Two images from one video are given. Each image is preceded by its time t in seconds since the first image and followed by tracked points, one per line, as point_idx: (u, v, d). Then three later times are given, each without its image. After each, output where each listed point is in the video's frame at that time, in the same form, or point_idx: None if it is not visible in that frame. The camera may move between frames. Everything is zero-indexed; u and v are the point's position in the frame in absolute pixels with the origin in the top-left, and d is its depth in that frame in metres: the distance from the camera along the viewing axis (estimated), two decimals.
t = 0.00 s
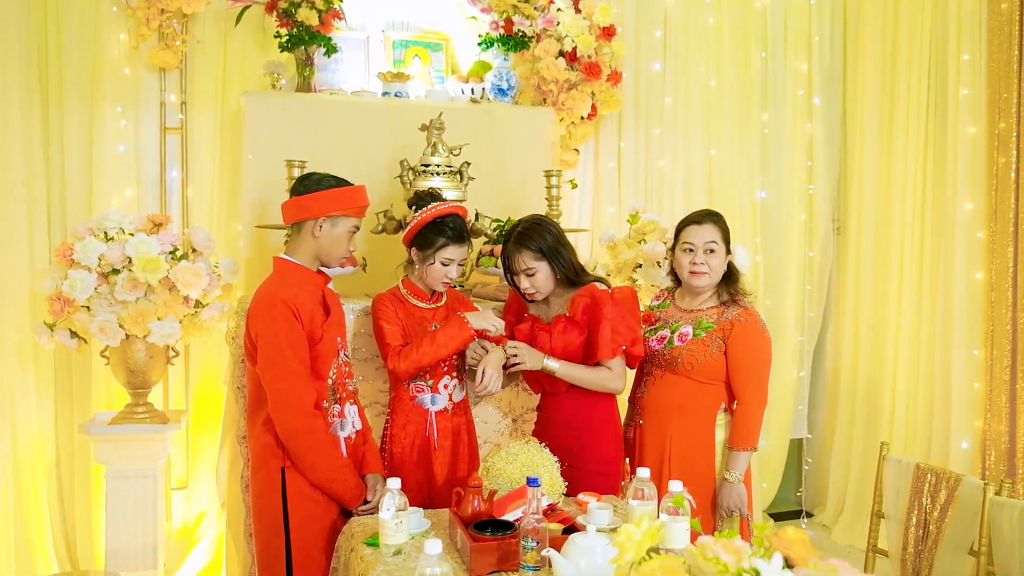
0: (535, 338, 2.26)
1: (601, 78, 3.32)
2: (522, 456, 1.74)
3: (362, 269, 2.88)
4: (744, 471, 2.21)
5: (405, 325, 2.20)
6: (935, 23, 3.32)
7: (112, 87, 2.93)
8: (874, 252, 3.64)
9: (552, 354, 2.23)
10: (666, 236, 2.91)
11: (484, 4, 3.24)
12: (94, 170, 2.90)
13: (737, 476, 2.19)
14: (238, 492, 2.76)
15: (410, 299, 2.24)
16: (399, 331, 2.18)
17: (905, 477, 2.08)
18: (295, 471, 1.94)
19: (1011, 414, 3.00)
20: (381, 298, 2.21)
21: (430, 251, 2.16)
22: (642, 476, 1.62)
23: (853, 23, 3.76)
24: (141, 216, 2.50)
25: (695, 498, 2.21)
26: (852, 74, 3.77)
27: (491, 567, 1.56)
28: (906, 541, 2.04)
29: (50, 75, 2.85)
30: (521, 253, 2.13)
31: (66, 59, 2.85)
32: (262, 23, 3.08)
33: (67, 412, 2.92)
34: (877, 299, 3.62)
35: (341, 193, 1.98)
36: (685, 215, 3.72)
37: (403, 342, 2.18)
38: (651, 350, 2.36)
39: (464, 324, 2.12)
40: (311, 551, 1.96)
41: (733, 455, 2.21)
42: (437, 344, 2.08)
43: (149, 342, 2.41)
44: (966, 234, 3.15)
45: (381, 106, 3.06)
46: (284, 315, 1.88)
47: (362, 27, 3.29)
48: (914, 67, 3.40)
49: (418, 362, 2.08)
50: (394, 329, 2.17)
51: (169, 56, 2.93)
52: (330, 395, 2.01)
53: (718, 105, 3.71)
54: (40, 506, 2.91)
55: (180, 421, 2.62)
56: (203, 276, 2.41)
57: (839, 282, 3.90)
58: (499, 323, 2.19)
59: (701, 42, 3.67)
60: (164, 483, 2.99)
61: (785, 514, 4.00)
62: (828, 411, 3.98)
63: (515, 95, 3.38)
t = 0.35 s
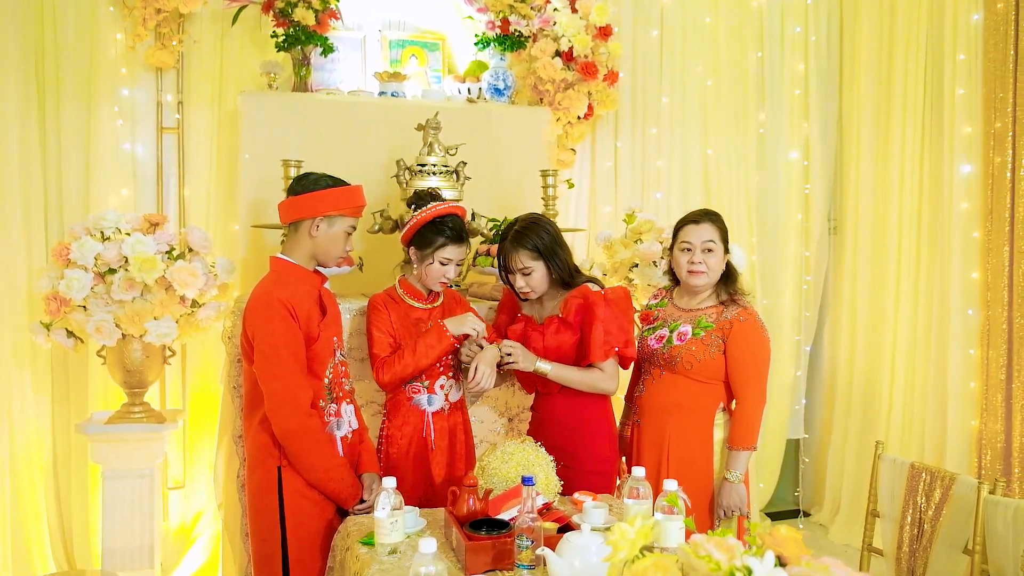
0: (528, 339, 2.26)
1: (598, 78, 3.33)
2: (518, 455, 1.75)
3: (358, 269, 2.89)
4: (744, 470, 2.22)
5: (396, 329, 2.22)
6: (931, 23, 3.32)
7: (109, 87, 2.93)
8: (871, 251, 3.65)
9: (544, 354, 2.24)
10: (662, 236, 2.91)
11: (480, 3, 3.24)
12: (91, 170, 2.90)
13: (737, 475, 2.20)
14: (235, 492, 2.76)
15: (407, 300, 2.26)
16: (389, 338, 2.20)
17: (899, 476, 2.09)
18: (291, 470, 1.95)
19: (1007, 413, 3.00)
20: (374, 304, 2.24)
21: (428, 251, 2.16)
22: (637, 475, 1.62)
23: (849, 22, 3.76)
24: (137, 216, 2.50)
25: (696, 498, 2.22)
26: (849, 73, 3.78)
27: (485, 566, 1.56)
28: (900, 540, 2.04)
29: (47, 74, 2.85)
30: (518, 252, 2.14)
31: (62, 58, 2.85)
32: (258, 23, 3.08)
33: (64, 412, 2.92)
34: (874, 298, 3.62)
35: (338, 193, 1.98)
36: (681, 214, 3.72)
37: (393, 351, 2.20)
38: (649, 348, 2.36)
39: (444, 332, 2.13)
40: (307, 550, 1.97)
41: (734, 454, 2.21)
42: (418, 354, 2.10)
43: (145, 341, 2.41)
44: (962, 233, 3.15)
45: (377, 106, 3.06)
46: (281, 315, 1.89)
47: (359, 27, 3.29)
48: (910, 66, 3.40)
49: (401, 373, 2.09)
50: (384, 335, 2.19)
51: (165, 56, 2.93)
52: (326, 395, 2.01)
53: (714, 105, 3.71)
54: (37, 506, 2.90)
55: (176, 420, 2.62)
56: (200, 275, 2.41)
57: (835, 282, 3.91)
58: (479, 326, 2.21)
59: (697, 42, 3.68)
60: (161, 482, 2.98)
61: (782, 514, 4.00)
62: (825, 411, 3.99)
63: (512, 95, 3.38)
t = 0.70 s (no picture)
0: (519, 341, 2.28)
1: (593, 79, 3.34)
2: (510, 457, 1.79)
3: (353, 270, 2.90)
4: (739, 472, 2.22)
5: (389, 331, 2.24)
6: (926, 24, 3.33)
7: (105, 88, 2.94)
8: (866, 252, 3.66)
9: (535, 356, 2.26)
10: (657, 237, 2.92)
11: (475, 4, 3.26)
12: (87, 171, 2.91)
13: (732, 477, 2.20)
14: (230, 492, 2.76)
15: (401, 302, 2.27)
16: (381, 339, 2.22)
17: (891, 477, 2.10)
18: (285, 471, 1.96)
19: (1001, 414, 3.00)
20: (369, 304, 2.25)
21: (422, 251, 2.18)
22: (629, 476, 1.63)
23: (844, 23, 3.77)
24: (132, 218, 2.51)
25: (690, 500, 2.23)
26: (844, 74, 3.78)
27: (477, 567, 1.57)
28: (892, 540, 2.05)
29: (43, 76, 2.86)
30: (509, 251, 2.16)
31: (58, 60, 2.86)
32: (254, 24, 3.09)
33: (60, 413, 2.92)
34: (868, 299, 3.64)
35: (332, 195, 1.99)
36: (677, 215, 3.74)
37: (386, 352, 2.22)
38: (646, 349, 2.36)
39: (438, 339, 2.13)
40: (301, 551, 1.98)
41: (729, 456, 2.21)
42: (411, 357, 2.11)
43: (141, 342, 2.42)
44: (956, 234, 3.16)
45: (373, 107, 3.07)
46: (275, 316, 1.90)
47: (354, 29, 3.30)
48: (905, 67, 3.41)
49: (391, 374, 2.12)
50: (377, 337, 2.21)
51: (161, 57, 2.93)
52: (321, 396, 2.02)
53: (709, 106, 3.72)
54: (33, 507, 2.91)
55: (172, 421, 2.63)
56: (194, 277, 2.41)
57: (830, 282, 3.92)
58: (480, 333, 2.18)
59: (692, 43, 3.69)
60: (157, 483, 3.02)
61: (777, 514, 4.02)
62: (821, 411, 4.00)
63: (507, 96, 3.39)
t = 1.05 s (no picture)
0: (512, 342, 2.29)
1: (588, 80, 3.34)
2: (502, 458, 1.80)
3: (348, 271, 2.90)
4: (741, 475, 2.22)
5: (382, 331, 2.25)
6: (921, 24, 3.33)
7: (101, 90, 2.94)
8: (861, 252, 3.66)
9: (529, 357, 2.27)
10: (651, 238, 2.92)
11: (470, 6, 3.27)
12: (83, 172, 2.92)
13: (734, 479, 2.20)
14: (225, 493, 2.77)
15: (394, 303, 2.28)
16: (374, 339, 2.22)
17: (882, 479, 2.04)
18: (278, 471, 1.96)
19: (996, 415, 3.00)
20: (362, 305, 2.26)
21: (416, 252, 2.19)
22: (620, 477, 1.64)
23: (840, 24, 3.77)
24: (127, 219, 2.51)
25: (691, 505, 2.23)
26: (840, 74, 3.79)
27: (467, 567, 1.56)
28: (883, 542, 2.00)
29: (39, 78, 2.86)
30: (501, 253, 2.17)
31: (54, 62, 2.87)
32: (249, 26, 3.10)
33: (55, 414, 2.92)
34: (864, 300, 3.64)
35: (327, 197, 2.00)
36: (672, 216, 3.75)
37: (377, 351, 2.23)
38: (644, 353, 2.35)
39: (433, 343, 2.15)
40: (294, 550, 1.99)
41: (731, 459, 2.22)
42: (403, 358, 2.12)
43: (135, 343, 2.43)
44: (951, 234, 3.16)
45: (367, 109, 3.07)
46: (270, 317, 1.91)
47: (348, 30, 3.31)
48: (900, 68, 3.41)
49: (382, 374, 2.12)
50: (369, 337, 2.21)
51: (157, 59, 2.94)
52: (314, 397, 2.03)
53: (705, 107, 3.73)
54: (30, 507, 2.91)
55: (167, 422, 2.64)
56: (189, 278, 2.42)
57: (826, 283, 3.92)
58: (473, 338, 2.21)
59: (688, 43, 3.70)
60: (153, 483, 3.00)
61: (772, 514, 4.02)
62: (816, 412, 4.01)
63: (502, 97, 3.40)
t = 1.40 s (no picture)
0: (506, 343, 2.30)
1: (583, 80, 3.35)
2: (494, 457, 1.80)
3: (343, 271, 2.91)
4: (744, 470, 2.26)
5: (376, 329, 2.26)
6: (917, 24, 3.33)
7: (97, 90, 2.95)
8: (857, 252, 3.67)
9: (523, 357, 2.28)
10: (645, 239, 2.93)
11: (465, 6, 3.28)
12: (80, 173, 2.92)
13: (738, 475, 2.24)
14: (219, 494, 2.77)
15: (389, 302, 2.30)
16: (368, 335, 2.24)
17: (875, 479, 2.02)
18: (272, 470, 1.97)
19: (992, 416, 2.99)
20: (358, 302, 2.27)
21: (411, 252, 2.20)
22: (611, 477, 1.65)
23: (836, 24, 3.78)
24: (122, 219, 2.52)
25: (696, 503, 2.25)
26: (836, 75, 3.79)
27: (459, 566, 1.59)
28: (876, 542, 1.97)
29: (36, 78, 2.87)
30: (495, 254, 2.19)
31: (51, 62, 2.87)
32: (245, 26, 3.11)
33: (53, 411, 2.90)
34: (859, 300, 3.65)
35: (322, 197, 2.01)
36: (667, 215, 3.76)
37: (370, 346, 2.24)
38: (641, 354, 2.32)
39: (427, 340, 2.16)
40: (287, 549, 2.00)
41: (733, 455, 2.26)
42: (397, 354, 2.13)
43: (131, 343, 2.44)
44: (948, 234, 3.15)
45: (362, 109, 3.08)
46: (265, 316, 1.91)
47: (344, 30, 3.33)
48: (896, 68, 3.42)
49: (375, 370, 2.13)
50: (363, 333, 2.22)
51: (153, 60, 2.95)
52: (308, 396, 2.03)
53: (700, 107, 3.74)
54: (27, 506, 2.91)
55: (162, 421, 2.64)
56: (184, 278, 2.43)
57: (822, 282, 3.93)
58: (466, 338, 2.22)
59: (683, 44, 3.71)
60: (150, 482, 3.01)
61: (768, 514, 4.02)
62: (812, 412, 4.01)
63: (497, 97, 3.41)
